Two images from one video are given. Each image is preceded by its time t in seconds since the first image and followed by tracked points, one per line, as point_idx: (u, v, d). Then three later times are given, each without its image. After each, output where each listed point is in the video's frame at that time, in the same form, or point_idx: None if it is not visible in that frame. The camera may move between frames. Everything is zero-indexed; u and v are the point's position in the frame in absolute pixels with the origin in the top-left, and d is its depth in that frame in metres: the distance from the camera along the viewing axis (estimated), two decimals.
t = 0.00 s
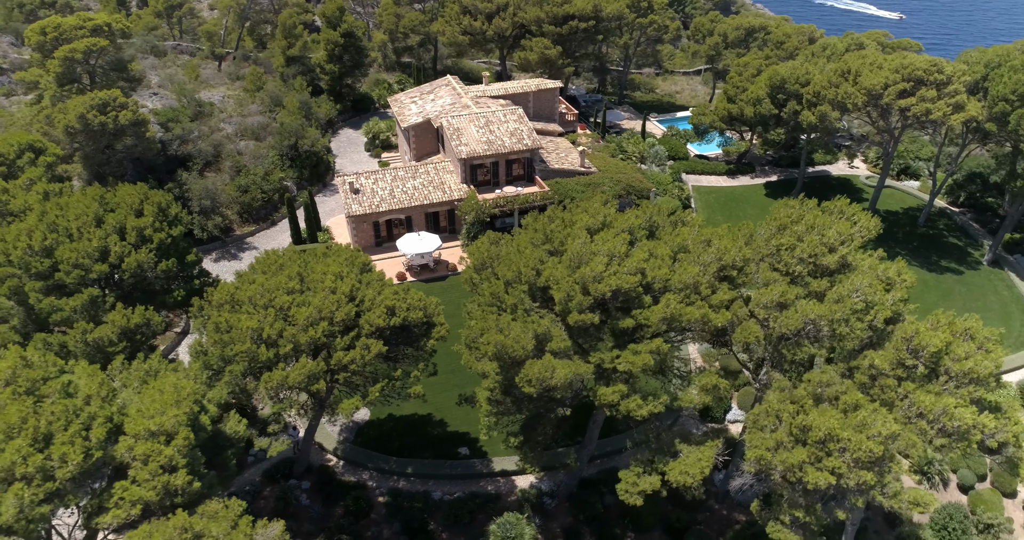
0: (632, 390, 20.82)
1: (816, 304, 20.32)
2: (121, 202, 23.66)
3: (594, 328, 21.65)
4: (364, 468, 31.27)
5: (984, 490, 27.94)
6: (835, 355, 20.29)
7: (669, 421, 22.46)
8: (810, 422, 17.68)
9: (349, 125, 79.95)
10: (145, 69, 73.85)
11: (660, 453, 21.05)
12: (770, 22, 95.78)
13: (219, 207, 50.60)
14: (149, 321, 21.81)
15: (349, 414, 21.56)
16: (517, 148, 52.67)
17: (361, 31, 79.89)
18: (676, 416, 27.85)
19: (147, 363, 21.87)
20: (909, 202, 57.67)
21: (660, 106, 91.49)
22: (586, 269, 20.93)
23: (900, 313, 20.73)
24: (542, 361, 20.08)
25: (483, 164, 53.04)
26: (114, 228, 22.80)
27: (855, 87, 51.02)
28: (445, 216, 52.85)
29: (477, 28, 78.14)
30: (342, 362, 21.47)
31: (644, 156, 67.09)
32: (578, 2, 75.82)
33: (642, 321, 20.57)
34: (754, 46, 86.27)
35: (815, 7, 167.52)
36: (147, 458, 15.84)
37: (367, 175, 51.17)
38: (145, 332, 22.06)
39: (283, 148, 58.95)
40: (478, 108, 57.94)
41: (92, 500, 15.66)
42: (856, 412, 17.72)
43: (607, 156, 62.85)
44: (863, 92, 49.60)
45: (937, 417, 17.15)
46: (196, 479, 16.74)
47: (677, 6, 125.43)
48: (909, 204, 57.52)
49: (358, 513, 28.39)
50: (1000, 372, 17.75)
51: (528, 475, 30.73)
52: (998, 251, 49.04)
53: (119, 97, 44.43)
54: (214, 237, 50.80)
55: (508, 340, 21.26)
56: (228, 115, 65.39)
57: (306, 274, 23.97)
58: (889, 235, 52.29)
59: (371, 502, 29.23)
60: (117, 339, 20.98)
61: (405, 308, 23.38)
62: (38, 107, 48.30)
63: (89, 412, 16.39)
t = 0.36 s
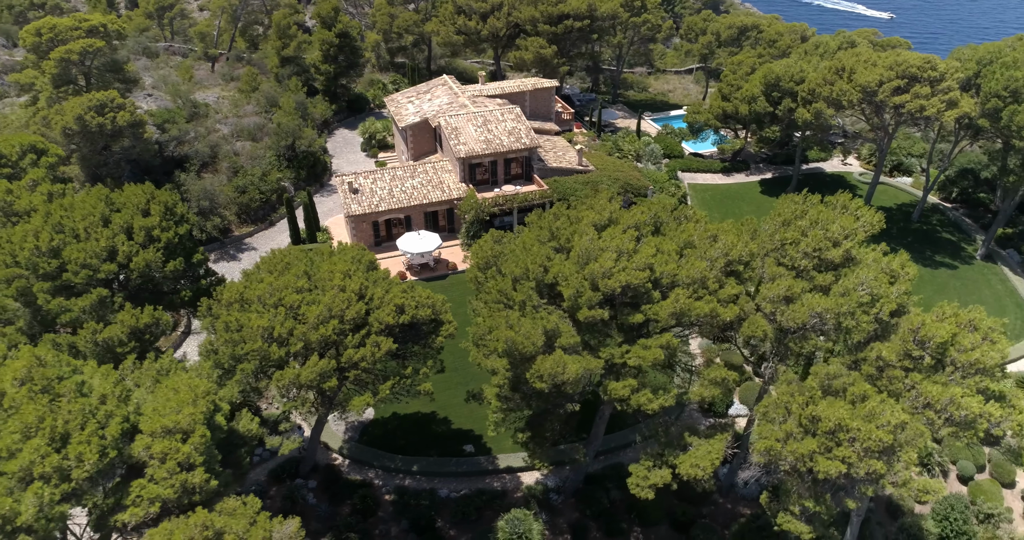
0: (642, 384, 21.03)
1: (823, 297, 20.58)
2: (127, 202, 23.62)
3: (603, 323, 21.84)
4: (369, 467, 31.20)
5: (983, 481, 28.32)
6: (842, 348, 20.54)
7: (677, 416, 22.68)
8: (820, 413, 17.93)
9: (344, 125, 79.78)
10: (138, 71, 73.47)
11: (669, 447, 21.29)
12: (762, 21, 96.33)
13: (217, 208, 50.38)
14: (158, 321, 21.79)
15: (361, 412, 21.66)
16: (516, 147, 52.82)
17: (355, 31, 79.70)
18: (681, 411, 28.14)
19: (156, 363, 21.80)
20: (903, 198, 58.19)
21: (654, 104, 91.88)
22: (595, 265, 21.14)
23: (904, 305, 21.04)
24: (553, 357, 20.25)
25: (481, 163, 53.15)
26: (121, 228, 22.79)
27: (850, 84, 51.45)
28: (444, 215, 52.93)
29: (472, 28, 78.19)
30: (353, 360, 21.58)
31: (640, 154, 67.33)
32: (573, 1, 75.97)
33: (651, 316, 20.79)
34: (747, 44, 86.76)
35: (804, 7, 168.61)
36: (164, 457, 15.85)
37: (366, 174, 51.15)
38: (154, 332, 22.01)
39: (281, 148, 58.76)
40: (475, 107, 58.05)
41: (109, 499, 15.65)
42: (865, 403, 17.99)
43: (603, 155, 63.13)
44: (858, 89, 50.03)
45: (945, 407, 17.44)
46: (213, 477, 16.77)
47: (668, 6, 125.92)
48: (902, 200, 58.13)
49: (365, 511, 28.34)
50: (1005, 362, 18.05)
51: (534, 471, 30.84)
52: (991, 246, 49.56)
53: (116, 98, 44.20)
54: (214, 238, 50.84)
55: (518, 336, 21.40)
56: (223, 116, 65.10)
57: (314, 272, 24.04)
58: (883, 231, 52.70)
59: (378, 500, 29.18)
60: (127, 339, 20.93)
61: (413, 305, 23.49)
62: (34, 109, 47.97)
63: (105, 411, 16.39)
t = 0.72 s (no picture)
0: (650, 378, 21.26)
1: (827, 291, 20.86)
2: (134, 202, 23.64)
3: (611, 320, 22.08)
4: (375, 465, 31.18)
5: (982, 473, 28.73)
6: (848, 340, 20.82)
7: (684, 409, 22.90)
8: (829, 404, 18.22)
9: (339, 125, 79.53)
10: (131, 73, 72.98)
11: (678, 440, 21.53)
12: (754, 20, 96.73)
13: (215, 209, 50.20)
14: (166, 320, 21.78)
15: (371, 409, 21.77)
16: (514, 146, 52.96)
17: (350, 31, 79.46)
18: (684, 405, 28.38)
19: (164, 362, 21.75)
20: (896, 194, 58.75)
21: (647, 103, 92.16)
22: (604, 261, 21.33)
23: (908, 297, 21.35)
24: (563, 353, 20.43)
25: (479, 162, 53.25)
26: (128, 228, 22.79)
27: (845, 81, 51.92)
28: (443, 214, 53.01)
29: (466, 28, 78.16)
30: (363, 357, 21.70)
31: (635, 152, 67.65)
32: (568, 1, 76.09)
33: (659, 311, 21.02)
34: (740, 43, 87.16)
35: (792, 6, 169.46)
36: (180, 454, 15.89)
37: (364, 174, 51.17)
38: (162, 331, 22.01)
39: (278, 149, 58.59)
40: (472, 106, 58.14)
41: (127, 496, 15.69)
42: (872, 394, 18.28)
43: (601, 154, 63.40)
44: (853, 86, 50.50)
45: (951, 396, 17.76)
46: (228, 475, 16.84)
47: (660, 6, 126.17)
48: (895, 196, 58.75)
49: (372, 509, 28.32)
50: (1007, 352, 18.40)
51: (539, 467, 30.95)
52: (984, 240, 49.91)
53: (114, 99, 44.00)
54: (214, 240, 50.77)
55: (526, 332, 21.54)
56: (219, 117, 64.76)
57: (321, 271, 24.13)
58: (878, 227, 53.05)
59: (384, 498, 29.17)
60: (135, 339, 20.87)
61: (420, 303, 23.62)
62: (29, 110, 47.66)
63: (120, 410, 16.39)
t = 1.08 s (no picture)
0: (658, 372, 21.46)
1: (833, 283, 21.13)
2: (140, 201, 23.65)
3: (619, 315, 22.28)
4: (380, 462, 31.19)
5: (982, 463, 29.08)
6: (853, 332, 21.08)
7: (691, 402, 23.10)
8: (837, 396, 18.50)
9: (335, 125, 79.31)
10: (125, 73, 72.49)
11: (687, 433, 21.83)
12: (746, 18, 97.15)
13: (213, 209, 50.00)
14: (175, 318, 21.78)
15: (382, 405, 21.87)
16: (512, 144, 53.06)
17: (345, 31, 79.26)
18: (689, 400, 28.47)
19: (173, 361, 21.72)
20: (890, 190, 59.21)
21: (642, 102, 92.39)
22: (612, 256, 21.49)
23: (912, 289, 21.62)
24: (572, 348, 20.56)
25: (478, 160, 53.33)
26: (135, 226, 22.79)
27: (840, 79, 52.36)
28: (442, 213, 53.06)
29: (461, 27, 78.15)
30: (373, 354, 21.79)
31: (632, 150, 67.74)
32: None
33: (667, 305, 21.23)
34: (733, 41, 87.54)
35: (781, 6, 170.29)
36: (196, 451, 15.97)
37: (363, 173, 51.14)
38: (169, 331, 22.01)
39: (275, 149, 58.38)
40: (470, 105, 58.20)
41: (144, 494, 15.74)
42: (879, 385, 18.54)
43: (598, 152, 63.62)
44: (848, 83, 50.92)
45: (957, 386, 18.04)
46: (244, 471, 16.91)
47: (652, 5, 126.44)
48: (890, 192, 59.23)
49: (379, 506, 28.33)
50: (1011, 343, 18.69)
51: (545, 463, 31.05)
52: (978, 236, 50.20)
53: (112, 99, 43.82)
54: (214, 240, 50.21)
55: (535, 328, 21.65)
56: (214, 117, 64.46)
57: (328, 268, 24.16)
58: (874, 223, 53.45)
59: (391, 495, 29.18)
60: (145, 338, 20.84)
61: (428, 299, 23.70)
62: (25, 112, 47.33)
63: (134, 408, 16.40)
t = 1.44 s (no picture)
0: (667, 367, 21.64)
1: (838, 278, 21.38)
2: (148, 201, 23.68)
3: (627, 311, 22.46)
4: (386, 461, 31.13)
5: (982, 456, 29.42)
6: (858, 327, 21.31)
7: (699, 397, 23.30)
8: (846, 389, 18.75)
9: (331, 125, 79.12)
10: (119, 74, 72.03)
11: (696, 428, 22.05)
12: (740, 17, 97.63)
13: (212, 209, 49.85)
14: (186, 318, 21.81)
15: (392, 403, 21.95)
16: (511, 143, 53.19)
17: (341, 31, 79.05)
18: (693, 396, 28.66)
19: (182, 360, 21.71)
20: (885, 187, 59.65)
21: (637, 101, 92.65)
22: (620, 252, 21.67)
23: (916, 284, 21.87)
24: (582, 343, 20.71)
25: (478, 159, 53.40)
26: (144, 226, 22.80)
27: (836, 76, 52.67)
28: (442, 212, 53.12)
29: (457, 26, 78.12)
30: (383, 352, 21.86)
31: (628, 149, 67.86)
32: None
33: (676, 300, 21.43)
34: (728, 40, 87.89)
35: (772, 6, 171.26)
36: (213, 449, 16.03)
37: (363, 173, 51.13)
38: (179, 330, 22.03)
39: (273, 149, 58.17)
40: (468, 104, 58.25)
41: (162, 492, 15.80)
42: (888, 378, 18.78)
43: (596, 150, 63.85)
44: (845, 81, 51.25)
45: (964, 378, 18.30)
46: (259, 469, 16.99)
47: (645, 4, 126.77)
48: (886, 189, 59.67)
49: (386, 505, 28.35)
50: (1016, 336, 18.96)
51: (550, 460, 31.17)
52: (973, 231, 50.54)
53: (111, 100, 43.63)
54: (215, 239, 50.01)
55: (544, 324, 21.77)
56: (211, 118, 64.17)
57: (335, 267, 24.19)
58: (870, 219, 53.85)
59: (398, 493, 29.20)
60: (155, 337, 20.83)
61: (436, 297, 23.78)
62: (22, 112, 47.05)
63: (149, 407, 16.42)
